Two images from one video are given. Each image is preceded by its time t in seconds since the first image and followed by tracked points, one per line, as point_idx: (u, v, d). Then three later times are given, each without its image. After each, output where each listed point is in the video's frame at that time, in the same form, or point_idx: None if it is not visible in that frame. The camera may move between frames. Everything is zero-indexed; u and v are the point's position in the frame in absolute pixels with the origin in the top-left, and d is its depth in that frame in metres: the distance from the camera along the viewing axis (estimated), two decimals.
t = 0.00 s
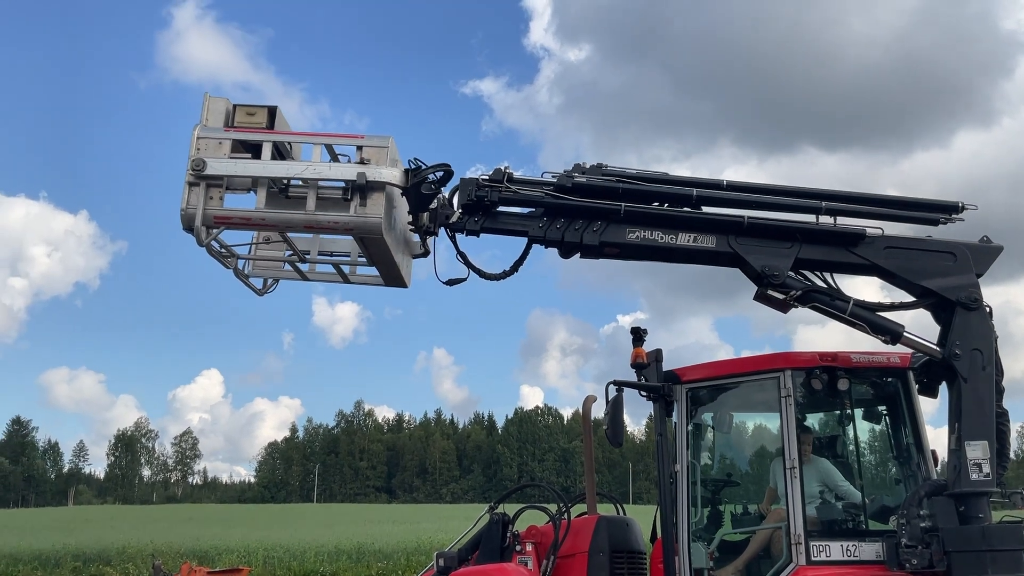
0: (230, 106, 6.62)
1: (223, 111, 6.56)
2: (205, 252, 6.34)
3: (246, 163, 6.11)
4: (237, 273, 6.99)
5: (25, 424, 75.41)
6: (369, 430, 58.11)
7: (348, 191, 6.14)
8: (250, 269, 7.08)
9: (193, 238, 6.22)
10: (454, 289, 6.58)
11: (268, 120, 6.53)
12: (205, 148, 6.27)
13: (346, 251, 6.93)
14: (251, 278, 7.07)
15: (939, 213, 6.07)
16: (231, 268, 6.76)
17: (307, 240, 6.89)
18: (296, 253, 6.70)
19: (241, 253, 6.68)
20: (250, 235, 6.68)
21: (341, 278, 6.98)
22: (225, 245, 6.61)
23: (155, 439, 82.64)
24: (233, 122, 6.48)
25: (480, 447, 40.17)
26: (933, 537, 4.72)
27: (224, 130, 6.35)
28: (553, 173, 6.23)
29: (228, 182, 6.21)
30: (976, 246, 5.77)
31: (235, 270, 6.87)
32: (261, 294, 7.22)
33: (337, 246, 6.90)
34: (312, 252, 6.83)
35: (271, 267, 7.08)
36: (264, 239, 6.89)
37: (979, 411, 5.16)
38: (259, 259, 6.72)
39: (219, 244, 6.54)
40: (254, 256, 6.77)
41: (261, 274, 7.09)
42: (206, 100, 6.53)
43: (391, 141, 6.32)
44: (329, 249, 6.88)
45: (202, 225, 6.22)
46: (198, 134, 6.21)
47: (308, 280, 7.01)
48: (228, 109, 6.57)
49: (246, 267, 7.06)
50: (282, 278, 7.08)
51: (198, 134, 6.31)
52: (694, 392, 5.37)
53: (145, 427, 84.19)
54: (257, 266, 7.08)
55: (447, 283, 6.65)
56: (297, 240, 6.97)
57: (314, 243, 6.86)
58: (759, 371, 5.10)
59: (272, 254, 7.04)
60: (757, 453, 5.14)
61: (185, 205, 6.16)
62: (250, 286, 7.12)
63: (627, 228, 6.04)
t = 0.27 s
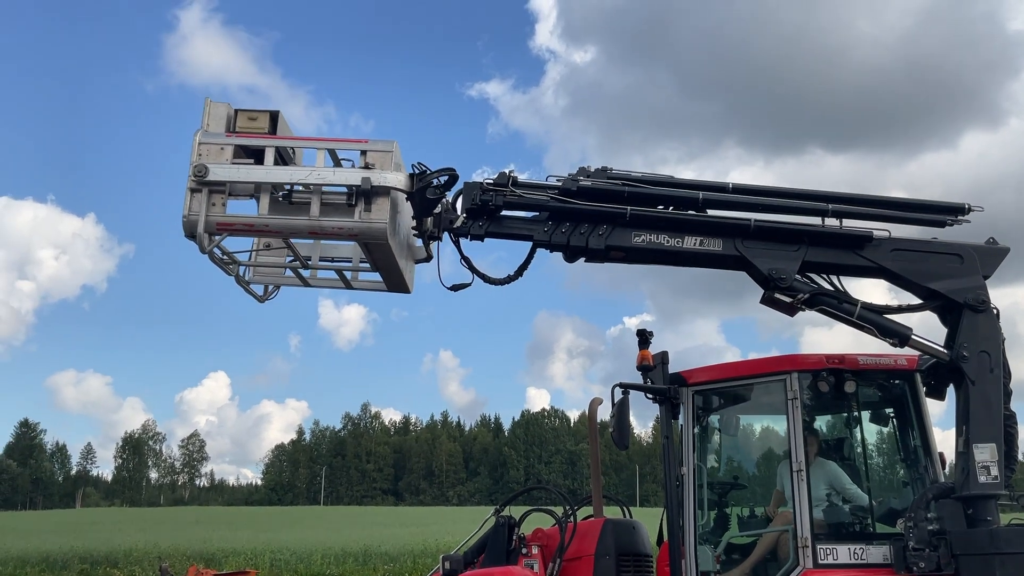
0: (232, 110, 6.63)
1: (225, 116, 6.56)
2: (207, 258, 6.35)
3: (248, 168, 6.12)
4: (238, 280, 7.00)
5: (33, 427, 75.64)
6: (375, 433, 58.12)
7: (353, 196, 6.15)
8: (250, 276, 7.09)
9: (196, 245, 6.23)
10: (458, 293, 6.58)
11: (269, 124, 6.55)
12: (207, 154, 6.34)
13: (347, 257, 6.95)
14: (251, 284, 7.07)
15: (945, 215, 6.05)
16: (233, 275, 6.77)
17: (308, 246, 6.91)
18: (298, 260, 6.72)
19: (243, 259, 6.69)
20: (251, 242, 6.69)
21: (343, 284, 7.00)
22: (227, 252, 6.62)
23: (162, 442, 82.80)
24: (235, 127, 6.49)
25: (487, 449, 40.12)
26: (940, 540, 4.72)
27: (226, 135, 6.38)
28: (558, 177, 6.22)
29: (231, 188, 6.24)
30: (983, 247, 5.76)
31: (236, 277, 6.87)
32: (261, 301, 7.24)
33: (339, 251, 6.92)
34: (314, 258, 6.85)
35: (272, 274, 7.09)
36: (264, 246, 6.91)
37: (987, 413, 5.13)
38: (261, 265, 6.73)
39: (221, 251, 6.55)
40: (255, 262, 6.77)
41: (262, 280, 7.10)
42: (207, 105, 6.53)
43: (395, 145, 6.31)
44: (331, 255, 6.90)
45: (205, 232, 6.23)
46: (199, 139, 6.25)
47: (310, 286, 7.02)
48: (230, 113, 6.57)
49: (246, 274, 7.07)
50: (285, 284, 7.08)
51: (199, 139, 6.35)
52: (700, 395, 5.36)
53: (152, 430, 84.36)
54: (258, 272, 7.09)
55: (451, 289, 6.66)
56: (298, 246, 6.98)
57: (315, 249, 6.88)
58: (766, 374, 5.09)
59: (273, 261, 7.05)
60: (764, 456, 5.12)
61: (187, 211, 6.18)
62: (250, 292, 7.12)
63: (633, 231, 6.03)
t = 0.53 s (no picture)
0: (234, 113, 6.61)
1: (227, 119, 6.55)
2: (211, 263, 6.33)
3: (252, 172, 6.10)
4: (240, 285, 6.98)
5: (42, 427, 75.90)
6: (383, 433, 58.16)
7: (358, 200, 6.16)
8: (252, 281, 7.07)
9: (199, 250, 6.21)
10: (462, 297, 6.57)
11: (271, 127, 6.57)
12: (210, 157, 6.29)
13: (350, 260, 6.94)
14: (253, 289, 7.06)
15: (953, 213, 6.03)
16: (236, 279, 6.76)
17: (310, 249, 6.89)
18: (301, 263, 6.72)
19: (246, 263, 6.67)
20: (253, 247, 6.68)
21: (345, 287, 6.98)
22: (229, 257, 6.61)
23: (171, 442, 83.03)
24: (237, 130, 6.49)
25: (495, 449, 40.11)
26: (949, 540, 4.69)
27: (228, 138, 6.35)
28: (564, 179, 6.21)
29: (234, 193, 6.21)
30: (991, 246, 5.74)
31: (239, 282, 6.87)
32: (264, 306, 7.24)
33: (341, 255, 6.90)
34: (316, 262, 6.83)
35: (273, 278, 7.07)
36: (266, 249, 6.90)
37: (996, 413, 5.11)
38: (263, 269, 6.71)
39: (223, 255, 6.53)
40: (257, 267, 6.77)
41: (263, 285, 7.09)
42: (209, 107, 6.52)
43: (400, 147, 6.30)
44: (333, 258, 6.90)
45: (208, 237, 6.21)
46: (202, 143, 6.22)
47: (312, 290, 7.01)
48: (231, 116, 6.56)
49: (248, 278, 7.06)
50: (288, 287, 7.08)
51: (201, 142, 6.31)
52: (706, 394, 5.36)
53: (161, 430, 84.60)
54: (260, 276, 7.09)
55: (456, 292, 6.66)
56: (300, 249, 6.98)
57: (317, 252, 6.88)
58: (773, 373, 5.07)
59: (274, 265, 7.03)
60: (773, 455, 5.10)
61: (191, 215, 6.13)
62: (252, 297, 7.11)
63: (640, 233, 6.01)
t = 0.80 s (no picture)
0: (236, 119, 6.63)
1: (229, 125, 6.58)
2: (215, 270, 6.33)
3: (256, 179, 6.14)
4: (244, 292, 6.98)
5: (54, 426, 76.33)
6: (393, 431, 58.23)
7: (362, 204, 6.14)
8: (256, 287, 7.08)
9: (204, 257, 6.21)
10: (469, 301, 6.55)
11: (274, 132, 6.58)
12: (213, 164, 6.31)
13: (354, 264, 6.96)
14: (257, 295, 7.07)
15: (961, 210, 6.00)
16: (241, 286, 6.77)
17: (315, 254, 6.90)
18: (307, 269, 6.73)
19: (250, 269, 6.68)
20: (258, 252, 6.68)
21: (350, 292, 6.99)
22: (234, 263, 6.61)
23: (182, 441, 83.35)
24: (240, 137, 6.51)
25: (505, 448, 40.10)
26: (958, 538, 4.67)
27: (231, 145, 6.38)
28: (569, 180, 6.20)
29: (238, 199, 6.22)
30: (999, 242, 5.71)
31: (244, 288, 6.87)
32: (269, 311, 7.25)
33: (345, 260, 6.92)
34: (321, 267, 6.85)
35: (277, 284, 7.08)
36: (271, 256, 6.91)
37: (1005, 410, 5.09)
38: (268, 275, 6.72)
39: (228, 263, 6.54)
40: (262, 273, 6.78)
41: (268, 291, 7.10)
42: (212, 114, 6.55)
43: (404, 152, 6.32)
44: (338, 263, 6.92)
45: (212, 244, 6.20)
46: (205, 150, 6.24)
47: (317, 295, 7.01)
48: (234, 123, 6.59)
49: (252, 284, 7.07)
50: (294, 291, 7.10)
51: (204, 149, 6.36)
52: (714, 391, 5.34)
53: (172, 429, 84.94)
54: (264, 282, 7.10)
55: (461, 295, 6.66)
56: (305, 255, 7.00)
57: (322, 257, 6.89)
58: (780, 371, 5.07)
59: (279, 271, 7.04)
60: (782, 453, 5.08)
61: (195, 223, 6.14)
62: (256, 303, 7.12)
63: (646, 233, 6.01)
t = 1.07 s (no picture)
0: (238, 129, 6.63)
1: (231, 135, 6.57)
2: (221, 282, 6.34)
3: (259, 189, 6.15)
4: (250, 301, 7.00)
5: (67, 423, 76.74)
6: (404, 428, 58.26)
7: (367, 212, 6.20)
8: (261, 296, 7.10)
9: (209, 268, 6.22)
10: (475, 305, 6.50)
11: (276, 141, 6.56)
12: (217, 174, 6.31)
13: (359, 271, 6.97)
14: (263, 304, 7.09)
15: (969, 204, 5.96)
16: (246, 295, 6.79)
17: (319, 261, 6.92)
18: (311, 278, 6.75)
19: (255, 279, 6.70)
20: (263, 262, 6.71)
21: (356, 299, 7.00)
22: (239, 274, 6.62)
23: (194, 438, 83.67)
24: (242, 146, 6.50)
25: (515, 444, 40.06)
26: (967, 533, 4.65)
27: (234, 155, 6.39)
28: (573, 182, 6.18)
29: (241, 210, 6.23)
30: (1008, 236, 5.68)
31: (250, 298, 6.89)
32: (275, 319, 7.27)
33: (350, 267, 6.92)
34: (325, 274, 6.87)
35: (282, 293, 7.10)
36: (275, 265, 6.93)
37: (1015, 404, 5.05)
38: (273, 284, 6.73)
39: (234, 273, 6.55)
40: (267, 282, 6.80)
41: (273, 299, 7.12)
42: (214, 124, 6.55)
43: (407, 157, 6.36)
44: (343, 269, 6.93)
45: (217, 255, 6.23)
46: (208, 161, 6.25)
47: (322, 303, 7.02)
48: (236, 133, 6.58)
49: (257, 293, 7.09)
50: (300, 298, 7.12)
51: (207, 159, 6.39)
52: (721, 388, 5.31)
53: (184, 426, 85.30)
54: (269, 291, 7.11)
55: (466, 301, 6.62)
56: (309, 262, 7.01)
57: (327, 264, 6.91)
58: (787, 366, 5.05)
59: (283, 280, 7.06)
60: (793, 449, 5.06)
61: (199, 235, 6.16)
62: (262, 312, 7.14)
63: (652, 234, 5.98)
